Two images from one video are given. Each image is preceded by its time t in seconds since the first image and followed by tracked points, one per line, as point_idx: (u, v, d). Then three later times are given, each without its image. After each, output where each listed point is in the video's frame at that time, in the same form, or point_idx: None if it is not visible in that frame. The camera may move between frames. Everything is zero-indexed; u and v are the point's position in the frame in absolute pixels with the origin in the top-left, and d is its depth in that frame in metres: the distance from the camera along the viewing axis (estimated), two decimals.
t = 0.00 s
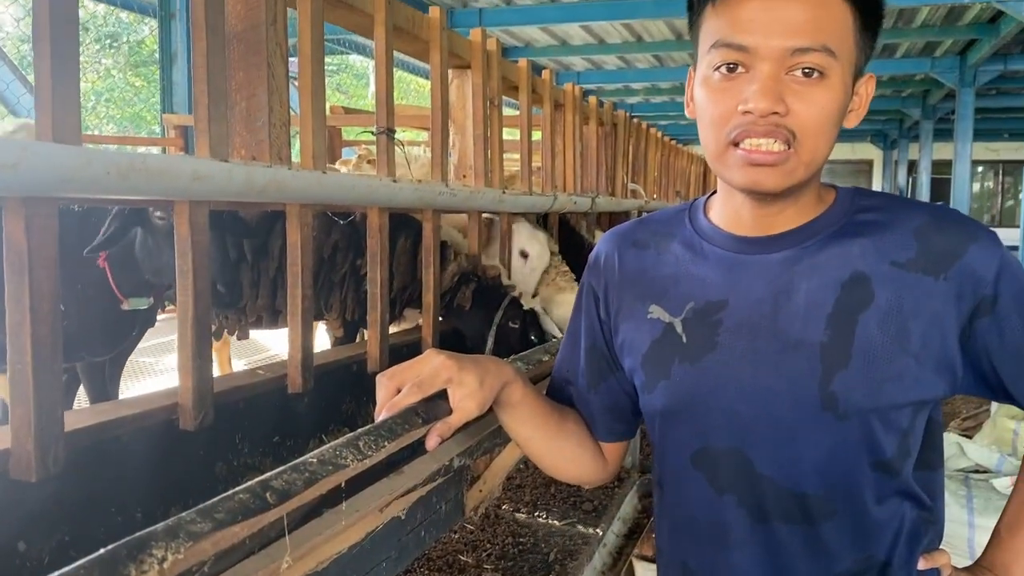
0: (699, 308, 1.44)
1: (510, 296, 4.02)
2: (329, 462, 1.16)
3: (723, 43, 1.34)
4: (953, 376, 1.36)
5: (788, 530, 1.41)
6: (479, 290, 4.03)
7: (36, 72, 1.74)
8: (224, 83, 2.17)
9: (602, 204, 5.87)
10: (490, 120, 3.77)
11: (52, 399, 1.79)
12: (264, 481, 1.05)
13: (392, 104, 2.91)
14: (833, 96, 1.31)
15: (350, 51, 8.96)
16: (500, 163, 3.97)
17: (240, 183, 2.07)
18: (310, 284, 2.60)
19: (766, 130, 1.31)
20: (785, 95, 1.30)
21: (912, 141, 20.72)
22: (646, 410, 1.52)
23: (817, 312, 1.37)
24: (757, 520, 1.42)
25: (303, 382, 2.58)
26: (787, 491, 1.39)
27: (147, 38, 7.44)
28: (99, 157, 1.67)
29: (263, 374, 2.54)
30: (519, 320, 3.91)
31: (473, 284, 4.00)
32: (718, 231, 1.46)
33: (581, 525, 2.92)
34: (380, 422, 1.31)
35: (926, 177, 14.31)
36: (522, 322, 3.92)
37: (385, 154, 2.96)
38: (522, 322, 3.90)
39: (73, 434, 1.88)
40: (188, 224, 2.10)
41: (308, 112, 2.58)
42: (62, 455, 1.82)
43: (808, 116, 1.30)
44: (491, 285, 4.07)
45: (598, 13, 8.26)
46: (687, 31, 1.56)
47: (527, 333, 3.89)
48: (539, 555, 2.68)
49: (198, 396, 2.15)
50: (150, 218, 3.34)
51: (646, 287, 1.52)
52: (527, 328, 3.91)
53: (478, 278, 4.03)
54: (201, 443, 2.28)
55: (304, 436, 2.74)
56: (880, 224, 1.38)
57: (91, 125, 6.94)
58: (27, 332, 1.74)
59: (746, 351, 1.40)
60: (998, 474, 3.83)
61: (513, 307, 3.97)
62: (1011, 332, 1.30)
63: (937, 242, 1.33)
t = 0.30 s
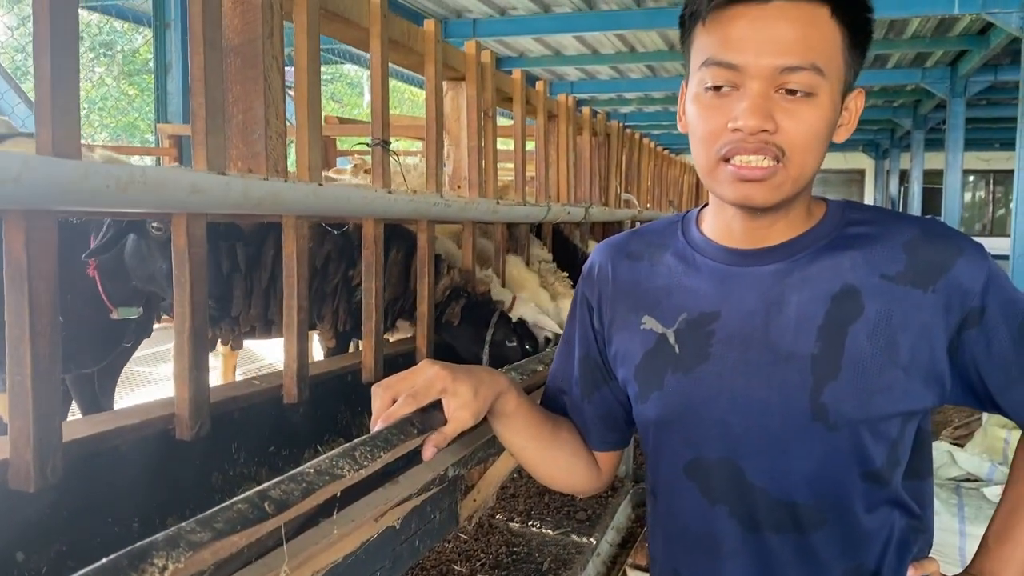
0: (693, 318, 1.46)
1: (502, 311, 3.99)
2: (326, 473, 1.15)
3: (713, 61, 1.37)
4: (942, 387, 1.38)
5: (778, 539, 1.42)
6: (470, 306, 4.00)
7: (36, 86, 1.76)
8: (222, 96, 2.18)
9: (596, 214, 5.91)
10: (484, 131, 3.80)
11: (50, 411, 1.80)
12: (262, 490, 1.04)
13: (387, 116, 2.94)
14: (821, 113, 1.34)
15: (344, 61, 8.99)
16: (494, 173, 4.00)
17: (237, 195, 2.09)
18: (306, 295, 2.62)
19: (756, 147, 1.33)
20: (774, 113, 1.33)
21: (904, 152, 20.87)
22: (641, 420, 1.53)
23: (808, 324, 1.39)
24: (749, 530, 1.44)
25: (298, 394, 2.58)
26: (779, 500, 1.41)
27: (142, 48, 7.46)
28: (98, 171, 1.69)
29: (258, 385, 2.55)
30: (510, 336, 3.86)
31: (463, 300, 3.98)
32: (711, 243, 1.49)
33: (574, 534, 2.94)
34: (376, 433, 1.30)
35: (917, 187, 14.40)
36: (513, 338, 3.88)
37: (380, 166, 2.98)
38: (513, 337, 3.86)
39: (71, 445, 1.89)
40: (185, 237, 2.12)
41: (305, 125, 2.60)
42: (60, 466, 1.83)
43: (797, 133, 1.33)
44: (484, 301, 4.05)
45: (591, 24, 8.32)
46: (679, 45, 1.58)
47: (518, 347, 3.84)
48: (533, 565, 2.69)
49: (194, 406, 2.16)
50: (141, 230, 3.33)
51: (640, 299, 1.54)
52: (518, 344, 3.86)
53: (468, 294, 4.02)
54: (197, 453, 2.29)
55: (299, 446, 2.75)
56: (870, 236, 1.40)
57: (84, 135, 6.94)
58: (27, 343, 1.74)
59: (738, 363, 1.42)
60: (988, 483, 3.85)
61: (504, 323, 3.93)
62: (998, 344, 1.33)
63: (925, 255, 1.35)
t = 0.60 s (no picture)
0: (694, 326, 1.47)
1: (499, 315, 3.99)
2: (328, 479, 1.25)
3: (714, 75, 1.40)
4: (939, 395, 1.40)
5: (778, 545, 1.43)
6: (467, 309, 4.03)
7: (43, 97, 1.77)
8: (224, 106, 2.21)
9: (594, 222, 5.93)
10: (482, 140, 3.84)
11: (56, 417, 1.82)
12: (265, 497, 1.13)
13: (387, 125, 2.96)
14: (818, 129, 1.36)
15: (342, 68, 9.01)
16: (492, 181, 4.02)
17: (239, 204, 2.11)
18: (307, 302, 2.63)
19: (752, 161, 1.36)
20: (770, 128, 1.35)
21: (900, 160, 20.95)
22: (641, 427, 1.55)
23: (808, 331, 1.40)
24: (749, 536, 1.45)
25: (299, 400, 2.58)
26: (778, 506, 1.43)
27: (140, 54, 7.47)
28: (103, 181, 1.71)
29: (258, 392, 2.56)
30: (504, 338, 3.84)
31: (461, 302, 4.03)
32: (712, 252, 1.50)
33: (572, 541, 2.96)
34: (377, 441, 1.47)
35: (914, 195, 14.45)
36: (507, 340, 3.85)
37: (380, 174, 3.00)
38: (507, 341, 3.83)
39: (75, 450, 1.90)
40: (188, 245, 2.14)
41: (305, 135, 2.63)
42: (63, 471, 1.84)
43: (793, 149, 1.35)
44: (481, 305, 4.06)
45: (588, 31, 8.36)
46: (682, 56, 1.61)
47: (511, 351, 3.81)
48: (532, 571, 2.70)
49: (197, 412, 2.17)
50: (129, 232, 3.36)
51: (641, 306, 1.54)
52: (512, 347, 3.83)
53: (465, 297, 4.06)
54: (199, 459, 2.29)
55: (299, 453, 2.75)
56: (868, 246, 1.42)
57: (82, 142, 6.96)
58: (32, 350, 1.76)
59: (738, 371, 1.43)
60: (985, 490, 3.87)
61: (501, 326, 3.93)
62: (995, 352, 1.35)
63: (922, 264, 1.37)
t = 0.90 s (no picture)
0: (703, 328, 1.48)
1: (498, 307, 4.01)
2: (332, 478, 1.26)
3: (714, 80, 1.41)
4: (945, 400, 1.41)
5: (784, 546, 1.44)
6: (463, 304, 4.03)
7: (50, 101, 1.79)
8: (230, 110, 2.22)
9: (595, 226, 5.95)
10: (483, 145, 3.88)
11: (62, 418, 1.84)
12: (271, 496, 1.14)
13: (391, 129, 2.98)
14: (816, 134, 1.36)
15: (344, 72, 9.02)
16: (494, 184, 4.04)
17: (245, 207, 2.12)
18: (309, 306, 2.66)
19: (748, 165, 1.36)
20: (767, 132, 1.35)
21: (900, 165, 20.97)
22: (648, 429, 1.55)
23: (817, 335, 1.41)
24: (755, 537, 1.45)
25: (302, 402, 2.64)
26: (786, 509, 1.43)
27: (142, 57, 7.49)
28: (110, 184, 1.72)
29: (262, 395, 2.58)
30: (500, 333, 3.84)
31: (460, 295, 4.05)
32: (721, 254, 1.50)
33: (573, 544, 2.97)
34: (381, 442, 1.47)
35: (914, 199, 14.46)
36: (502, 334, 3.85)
37: (383, 177, 3.02)
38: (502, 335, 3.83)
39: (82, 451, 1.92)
40: (193, 248, 2.17)
41: (309, 139, 2.64)
42: (70, 471, 1.86)
43: (790, 152, 1.35)
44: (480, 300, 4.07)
45: (590, 36, 8.40)
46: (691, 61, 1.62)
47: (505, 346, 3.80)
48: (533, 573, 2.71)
49: (201, 412, 2.21)
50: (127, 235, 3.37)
51: (650, 307, 1.55)
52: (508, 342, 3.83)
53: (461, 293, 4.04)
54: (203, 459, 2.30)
55: (302, 454, 2.76)
56: (877, 250, 1.43)
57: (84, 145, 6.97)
58: (39, 351, 1.78)
59: (746, 374, 1.44)
60: (985, 494, 3.88)
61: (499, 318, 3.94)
62: (1002, 358, 1.35)
63: (931, 270, 1.38)
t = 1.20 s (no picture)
0: (722, 329, 1.47)
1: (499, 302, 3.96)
2: (341, 478, 1.30)
3: (730, 78, 1.41)
4: (966, 407, 1.39)
5: (800, 550, 1.42)
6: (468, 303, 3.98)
7: (60, 100, 1.80)
8: (238, 112, 2.23)
9: (600, 228, 5.95)
10: (489, 147, 3.89)
11: (72, 417, 1.85)
12: (281, 495, 1.19)
13: (397, 131, 2.99)
14: (831, 130, 1.35)
15: (349, 74, 9.04)
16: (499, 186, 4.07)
17: (253, 208, 2.14)
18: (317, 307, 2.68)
19: (763, 163, 1.36)
20: (781, 129, 1.35)
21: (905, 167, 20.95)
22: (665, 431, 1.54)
23: (837, 337, 1.40)
24: (772, 540, 1.44)
25: (309, 402, 2.65)
26: (804, 512, 1.42)
27: (148, 59, 7.52)
28: (119, 186, 1.74)
29: (269, 395, 2.59)
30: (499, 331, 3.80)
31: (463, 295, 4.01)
32: (742, 255, 1.49)
33: (579, 545, 2.97)
34: (390, 442, 1.52)
35: (919, 201, 14.43)
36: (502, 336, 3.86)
37: (390, 179, 3.03)
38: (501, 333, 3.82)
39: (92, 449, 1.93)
40: (201, 250, 2.19)
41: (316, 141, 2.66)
42: (79, 469, 1.87)
43: (805, 149, 1.35)
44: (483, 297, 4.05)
45: (594, 38, 8.42)
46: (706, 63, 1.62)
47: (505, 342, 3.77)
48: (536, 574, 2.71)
49: (209, 412, 2.21)
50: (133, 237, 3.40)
51: (668, 308, 1.54)
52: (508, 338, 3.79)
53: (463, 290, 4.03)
54: (211, 457, 2.30)
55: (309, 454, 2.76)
56: (899, 254, 1.41)
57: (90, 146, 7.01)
58: (50, 350, 1.80)
59: (765, 376, 1.43)
60: (990, 497, 3.88)
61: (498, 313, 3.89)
62: None
63: (954, 275, 1.36)
